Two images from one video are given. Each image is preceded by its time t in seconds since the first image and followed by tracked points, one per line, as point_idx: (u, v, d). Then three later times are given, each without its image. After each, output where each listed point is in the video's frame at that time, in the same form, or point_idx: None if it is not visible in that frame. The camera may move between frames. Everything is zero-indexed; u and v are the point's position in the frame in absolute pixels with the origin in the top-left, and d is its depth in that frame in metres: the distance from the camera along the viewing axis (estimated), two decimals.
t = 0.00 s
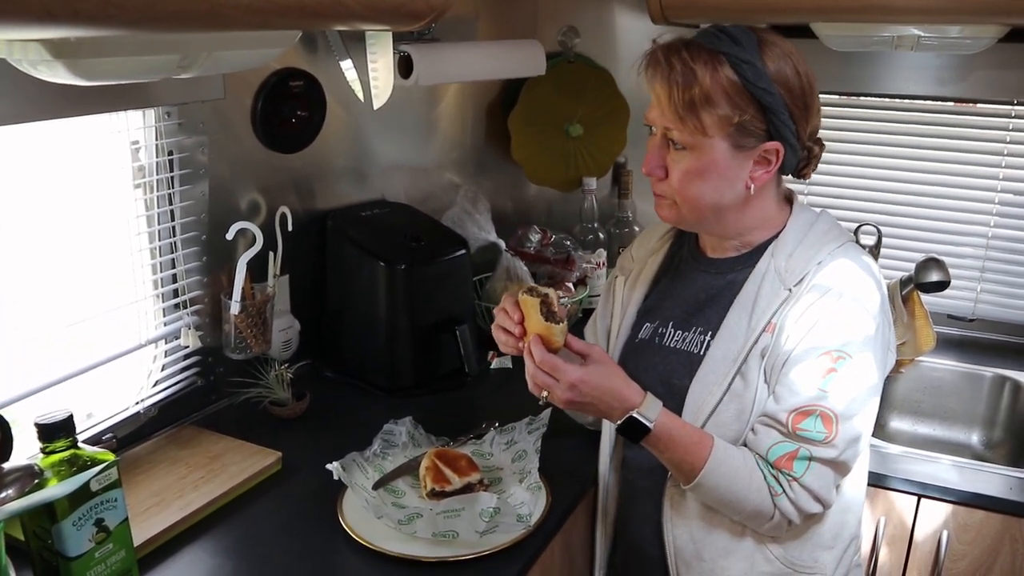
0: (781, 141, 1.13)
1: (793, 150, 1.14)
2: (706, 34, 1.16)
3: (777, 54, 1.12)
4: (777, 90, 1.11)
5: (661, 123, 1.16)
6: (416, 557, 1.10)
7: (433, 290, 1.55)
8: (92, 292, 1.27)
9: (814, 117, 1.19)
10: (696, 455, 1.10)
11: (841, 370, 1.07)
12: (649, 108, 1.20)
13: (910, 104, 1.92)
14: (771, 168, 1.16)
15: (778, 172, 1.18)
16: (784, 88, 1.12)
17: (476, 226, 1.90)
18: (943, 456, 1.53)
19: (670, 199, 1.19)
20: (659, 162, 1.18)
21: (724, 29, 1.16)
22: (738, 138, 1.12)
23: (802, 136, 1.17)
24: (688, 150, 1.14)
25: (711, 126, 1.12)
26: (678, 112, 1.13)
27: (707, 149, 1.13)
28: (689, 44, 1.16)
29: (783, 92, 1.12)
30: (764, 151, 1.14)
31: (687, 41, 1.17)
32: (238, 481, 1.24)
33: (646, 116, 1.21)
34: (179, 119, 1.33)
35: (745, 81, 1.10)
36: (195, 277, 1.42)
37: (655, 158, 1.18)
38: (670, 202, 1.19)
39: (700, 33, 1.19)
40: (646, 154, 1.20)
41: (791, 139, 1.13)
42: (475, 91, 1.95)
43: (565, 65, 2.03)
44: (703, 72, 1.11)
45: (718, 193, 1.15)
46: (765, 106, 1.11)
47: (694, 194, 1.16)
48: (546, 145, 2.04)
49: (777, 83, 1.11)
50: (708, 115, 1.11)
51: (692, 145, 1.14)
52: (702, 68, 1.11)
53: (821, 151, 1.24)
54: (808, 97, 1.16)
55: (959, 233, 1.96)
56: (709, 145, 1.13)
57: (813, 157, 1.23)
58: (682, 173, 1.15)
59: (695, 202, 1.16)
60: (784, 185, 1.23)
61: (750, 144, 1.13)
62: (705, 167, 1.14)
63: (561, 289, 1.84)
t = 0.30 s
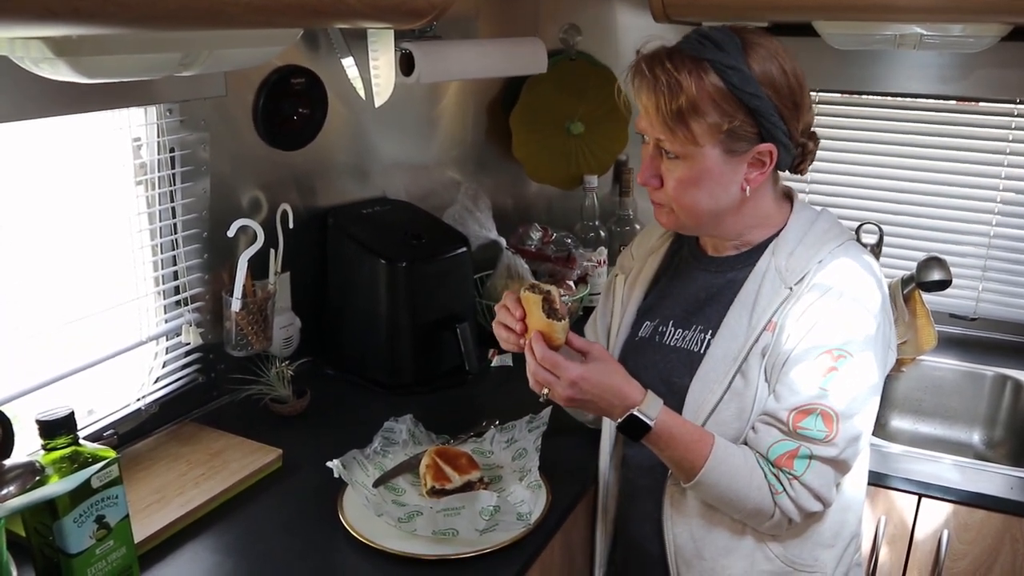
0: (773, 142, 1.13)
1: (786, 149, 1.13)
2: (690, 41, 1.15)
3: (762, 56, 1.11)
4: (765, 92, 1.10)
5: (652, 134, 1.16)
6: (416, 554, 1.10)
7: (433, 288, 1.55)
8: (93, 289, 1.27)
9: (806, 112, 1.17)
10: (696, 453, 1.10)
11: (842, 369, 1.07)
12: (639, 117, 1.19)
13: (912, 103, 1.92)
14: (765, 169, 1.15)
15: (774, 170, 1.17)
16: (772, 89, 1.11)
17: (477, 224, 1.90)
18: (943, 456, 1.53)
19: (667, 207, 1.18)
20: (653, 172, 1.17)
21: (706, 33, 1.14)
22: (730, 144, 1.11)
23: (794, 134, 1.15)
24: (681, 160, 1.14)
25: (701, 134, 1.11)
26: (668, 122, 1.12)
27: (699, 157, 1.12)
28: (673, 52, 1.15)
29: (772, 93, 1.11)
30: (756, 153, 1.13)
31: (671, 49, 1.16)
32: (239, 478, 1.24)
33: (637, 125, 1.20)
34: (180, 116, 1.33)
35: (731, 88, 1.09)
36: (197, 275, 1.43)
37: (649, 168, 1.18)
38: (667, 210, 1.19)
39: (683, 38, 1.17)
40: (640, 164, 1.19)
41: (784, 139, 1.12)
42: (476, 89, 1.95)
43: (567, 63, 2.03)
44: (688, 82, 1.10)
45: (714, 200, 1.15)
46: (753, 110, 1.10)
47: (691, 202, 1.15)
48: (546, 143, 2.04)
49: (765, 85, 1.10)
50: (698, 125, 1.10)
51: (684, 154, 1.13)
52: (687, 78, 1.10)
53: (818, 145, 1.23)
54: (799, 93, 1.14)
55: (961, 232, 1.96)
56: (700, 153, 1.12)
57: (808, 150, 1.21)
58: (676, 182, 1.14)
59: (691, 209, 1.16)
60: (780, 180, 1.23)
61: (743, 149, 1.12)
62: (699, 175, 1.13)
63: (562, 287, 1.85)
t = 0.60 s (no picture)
0: (774, 140, 1.12)
1: (787, 148, 1.13)
2: (690, 39, 1.15)
3: (763, 53, 1.10)
4: (766, 90, 1.09)
5: (652, 132, 1.15)
6: (417, 554, 1.10)
7: (433, 287, 1.55)
8: (93, 288, 1.26)
9: (807, 111, 1.16)
10: (696, 453, 1.10)
11: (843, 369, 1.07)
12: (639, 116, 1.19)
13: (913, 101, 1.91)
14: (766, 168, 1.15)
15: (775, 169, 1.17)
16: (773, 87, 1.10)
17: (477, 222, 1.89)
18: (944, 454, 1.52)
19: (667, 207, 1.18)
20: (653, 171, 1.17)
21: (706, 31, 1.14)
22: (730, 143, 1.11)
23: (796, 133, 1.15)
24: (681, 159, 1.13)
25: (701, 133, 1.11)
26: (667, 121, 1.12)
27: (699, 156, 1.12)
28: (673, 50, 1.15)
29: (772, 92, 1.10)
30: (756, 152, 1.12)
31: (671, 48, 1.15)
32: (239, 478, 1.23)
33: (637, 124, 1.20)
34: (179, 115, 1.32)
35: (730, 86, 1.09)
36: (196, 273, 1.42)
37: (649, 167, 1.18)
38: (668, 210, 1.19)
39: (683, 36, 1.17)
40: (640, 163, 1.19)
41: (784, 138, 1.12)
42: (476, 88, 1.95)
43: (567, 62, 2.02)
44: (688, 81, 1.10)
45: (714, 199, 1.15)
46: (754, 108, 1.09)
47: (691, 201, 1.15)
48: (546, 142, 2.04)
49: (766, 83, 1.10)
50: (697, 123, 1.10)
51: (684, 153, 1.13)
52: (687, 77, 1.10)
53: (820, 143, 1.22)
54: (800, 91, 1.13)
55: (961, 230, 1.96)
56: (700, 152, 1.12)
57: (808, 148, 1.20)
58: (676, 181, 1.14)
59: (691, 208, 1.16)
60: (781, 179, 1.23)
61: (743, 147, 1.12)
62: (698, 174, 1.13)
63: (562, 286, 1.84)
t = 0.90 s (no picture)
0: (776, 140, 1.12)
1: (789, 147, 1.13)
2: (691, 39, 1.14)
3: (765, 53, 1.10)
4: (769, 90, 1.09)
5: (654, 133, 1.15)
6: (417, 552, 1.09)
7: (432, 286, 1.54)
8: (92, 286, 1.26)
9: (807, 110, 1.17)
10: (696, 452, 1.10)
11: (843, 367, 1.07)
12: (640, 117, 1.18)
13: (913, 100, 1.91)
14: (767, 167, 1.14)
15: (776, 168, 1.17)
16: (776, 86, 1.10)
17: (477, 220, 1.89)
18: (944, 452, 1.52)
19: (669, 208, 1.17)
20: (655, 171, 1.16)
21: (708, 31, 1.14)
22: (733, 142, 1.11)
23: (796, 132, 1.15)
24: (684, 159, 1.12)
25: (705, 133, 1.10)
26: (670, 121, 1.12)
27: (702, 156, 1.11)
28: (676, 50, 1.14)
29: (775, 91, 1.10)
30: (759, 151, 1.12)
31: (673, 48, 1.15)
32: (238, 475, 1.23)
33: (638, 125, 1.19)
34: (179, 112, 1.32)
35: (734, 86, 1.09)
36: (195, 271, 1.42)
37: (650, 167, 1.17)
38: (669, 212, 1.18)
39: (684, 36, 1.16)
40: (641, 164, 1.18)
41: (787, 137, 1.12)
42: (476, 85, 1.94)
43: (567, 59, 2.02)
44: (692, 80, 1.09)
45: (716, 200, 1.14)
46: (758, 107, 1.09)
47: (693, 202, 1.14)
48: (546, 140, 2.04)
49: (768, 83, 1.10)
50: (702, 123, 1.09)
51: (687, 153, 1.12)
52: (691, 76, 1.09)
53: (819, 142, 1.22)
54: (801, 90, 1.14)
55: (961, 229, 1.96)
56: (703, 152, 1.11)
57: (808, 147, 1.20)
58: (678, 181, 1.14)
59: (693, 208, 1.15)
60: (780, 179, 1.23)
61: (746, 147, 1.12)
62: (701, 174, 1.12)
63: (562, 284, 1.84)
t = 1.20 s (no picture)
0: (799, 121, 1.12)
1: (807, 133, 1.13)
2: (727, 10, 1.14)
3: (799, 34, 1.11)
4: (802, 68, 1.10)
5: (683, 93, 1.12)
6: (417, 549, 1.10)
7: (431, 282, 1.54)
8: (93, 283, 1.26)
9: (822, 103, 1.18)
10: (691, 455, 1.10)
11: (840, 365, 1.07)
12: (665, 81, 1.16)
13: (915, 95, 1.91)
14: (786, 149, 1.14)
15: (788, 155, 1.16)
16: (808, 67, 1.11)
17: (478, 217, 1.88)
18: (946, 449, 1.52)
19: (686, 175, 1.14)
20: (679, 134, 1.12)
21: (745, 6, 1.14)
22: (763, 112, 1.09)
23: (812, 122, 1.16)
24: (713, 122, 1.10)
25: (739, 96, 1.08)
26: (706, 81, 1.09)
27: (732, 121, 1.09)
28: (715, 15, 1.13)
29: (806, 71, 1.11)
30: (782, 130, 1.12)
31: (712, 13, 1.14)
32: (239, 472, 1.23)
33: (660, 91, 1.17)
34: (179, 109, 1.32)
35: (772, 54, 1.08)
36: (196, 268, 1.42)
37: (673, 130, 1.13)
38: (685, 179, 1.15)
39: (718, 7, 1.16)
40: (661, 126, 1.14)
41: (809, 120, 1.12)
42: (476, 81, 1.94)
43: (567, 55, 2.02)
44: (734, 41, 1.08)
45: (737, 169, 1.12)
46: (791, 81, 1.09)
47: (715, 169, 1.11)
48: (547, 136, 2.03)
49: (802, 62, 1.10)
50: (737, 85, 1.08)
51: (717, 116, 1.09)
52: (733, 37, 1.08)
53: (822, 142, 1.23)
54: (824, 79, 1.15)
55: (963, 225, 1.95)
56: (734, 118, 1.09)
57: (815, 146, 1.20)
58: (703, 145, 1.11)
59: (714, 176, 1.12)
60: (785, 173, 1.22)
61: (772, 121, 1.11)
62: (729, 140, 1.10)
63: (563, 280, 1.84)
